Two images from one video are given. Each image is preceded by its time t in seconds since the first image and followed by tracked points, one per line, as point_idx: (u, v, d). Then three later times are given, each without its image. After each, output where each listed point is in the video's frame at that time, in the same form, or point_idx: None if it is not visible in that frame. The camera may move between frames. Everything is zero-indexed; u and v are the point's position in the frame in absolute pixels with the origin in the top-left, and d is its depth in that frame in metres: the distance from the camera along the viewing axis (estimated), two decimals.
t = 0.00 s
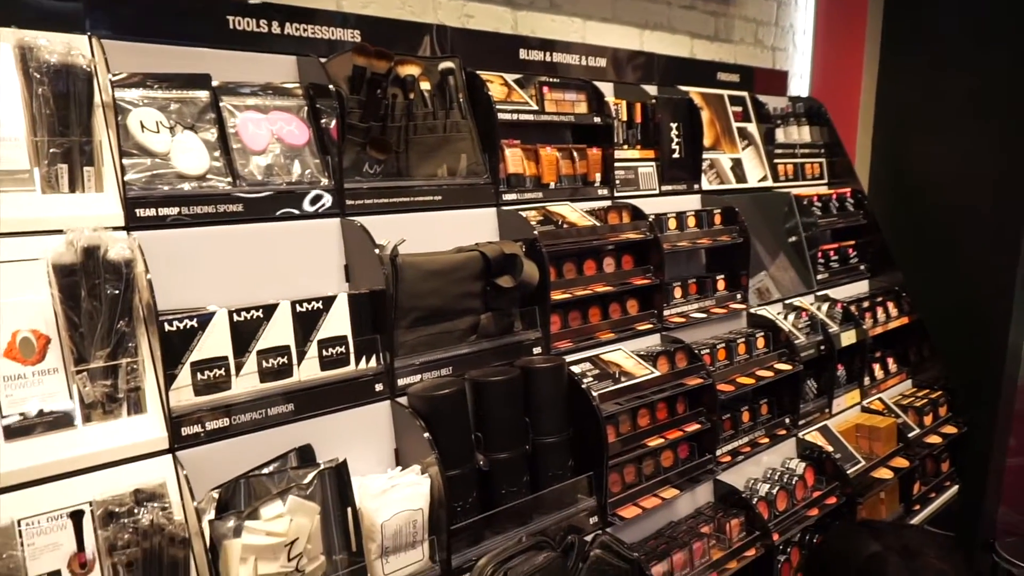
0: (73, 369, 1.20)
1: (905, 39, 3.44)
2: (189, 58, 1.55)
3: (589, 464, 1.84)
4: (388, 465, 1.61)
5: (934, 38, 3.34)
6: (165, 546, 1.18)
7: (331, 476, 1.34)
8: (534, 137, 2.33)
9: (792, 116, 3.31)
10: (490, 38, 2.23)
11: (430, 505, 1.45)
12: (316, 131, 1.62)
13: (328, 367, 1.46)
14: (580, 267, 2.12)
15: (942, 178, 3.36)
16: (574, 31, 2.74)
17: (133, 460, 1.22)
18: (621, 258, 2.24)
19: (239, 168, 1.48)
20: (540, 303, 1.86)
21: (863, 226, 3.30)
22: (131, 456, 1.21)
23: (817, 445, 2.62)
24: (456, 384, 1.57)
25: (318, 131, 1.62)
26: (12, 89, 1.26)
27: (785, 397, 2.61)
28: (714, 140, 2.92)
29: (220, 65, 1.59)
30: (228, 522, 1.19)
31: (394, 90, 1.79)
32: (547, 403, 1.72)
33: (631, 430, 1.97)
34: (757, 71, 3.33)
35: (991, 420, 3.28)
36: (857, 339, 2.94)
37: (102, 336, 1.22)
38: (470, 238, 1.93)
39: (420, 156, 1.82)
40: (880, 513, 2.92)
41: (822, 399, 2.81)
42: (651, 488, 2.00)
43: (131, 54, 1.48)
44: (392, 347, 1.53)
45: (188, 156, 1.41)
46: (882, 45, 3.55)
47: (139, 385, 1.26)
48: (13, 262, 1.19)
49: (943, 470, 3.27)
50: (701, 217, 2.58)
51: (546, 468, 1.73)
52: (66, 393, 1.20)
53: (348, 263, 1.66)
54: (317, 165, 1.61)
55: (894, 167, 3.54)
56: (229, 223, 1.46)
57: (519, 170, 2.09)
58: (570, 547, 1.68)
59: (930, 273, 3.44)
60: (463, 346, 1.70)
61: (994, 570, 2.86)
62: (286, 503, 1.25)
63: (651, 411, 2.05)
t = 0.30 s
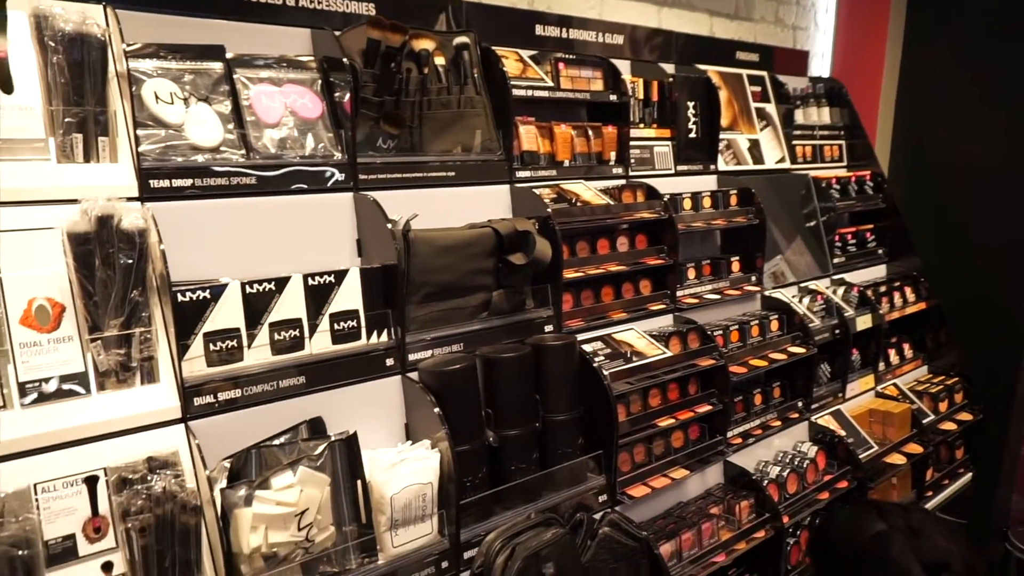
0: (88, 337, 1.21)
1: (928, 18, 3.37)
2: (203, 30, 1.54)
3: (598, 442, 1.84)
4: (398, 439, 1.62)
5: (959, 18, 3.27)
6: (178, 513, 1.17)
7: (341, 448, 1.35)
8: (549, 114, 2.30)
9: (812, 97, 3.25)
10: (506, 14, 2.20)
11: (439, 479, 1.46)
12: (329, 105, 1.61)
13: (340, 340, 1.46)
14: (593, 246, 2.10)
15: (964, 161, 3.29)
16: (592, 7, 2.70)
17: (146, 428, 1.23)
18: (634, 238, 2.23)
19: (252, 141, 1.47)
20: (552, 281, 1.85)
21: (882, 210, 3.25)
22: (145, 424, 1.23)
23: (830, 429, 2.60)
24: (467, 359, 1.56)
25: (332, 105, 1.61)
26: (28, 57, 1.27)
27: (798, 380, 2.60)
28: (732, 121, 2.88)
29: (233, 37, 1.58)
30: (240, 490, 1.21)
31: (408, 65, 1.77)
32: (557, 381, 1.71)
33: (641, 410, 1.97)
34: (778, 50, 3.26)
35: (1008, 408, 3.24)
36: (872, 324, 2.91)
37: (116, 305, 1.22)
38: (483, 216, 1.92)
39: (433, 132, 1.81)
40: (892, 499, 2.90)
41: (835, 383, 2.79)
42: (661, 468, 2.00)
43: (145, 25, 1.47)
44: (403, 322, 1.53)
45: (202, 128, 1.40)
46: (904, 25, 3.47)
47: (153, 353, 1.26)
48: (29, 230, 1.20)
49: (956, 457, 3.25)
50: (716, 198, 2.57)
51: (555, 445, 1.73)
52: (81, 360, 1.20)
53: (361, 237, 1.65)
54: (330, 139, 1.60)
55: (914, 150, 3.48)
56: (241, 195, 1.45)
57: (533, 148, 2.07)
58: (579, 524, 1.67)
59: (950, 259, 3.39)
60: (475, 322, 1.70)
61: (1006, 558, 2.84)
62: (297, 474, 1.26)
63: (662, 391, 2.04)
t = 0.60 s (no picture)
0: (116, 318, 1.22)
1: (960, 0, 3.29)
2: (228, 12, 1.54)
3: (619, 428, 1.84)
4: (419, 423, 1.63)
5: (993, 1, 3.18)
6: (204, 491, 1.19)
7: (364, 430, 1.35)
8: (571, 99, 2.28)
9: (838, 82, 3.18)
10: None
11: (460, 462, 1.46)
12: (352, 89, 1.61)
13: (362, 324, 1.47)
14: (616, 232, 2.09)
15: (994, 147, 3.22)
16: None
17: (172, 408, 1.25)
18: (657, 224, 2.21)
19: (277, 125, 1.48)
20: (574, 267, 1.84)
21: (909, 198, 3.19)
22: (171, 404, 1.24)
23: (853, 419, 2.57)
24: (488, 344, 1.56)
25: (355, 89, 1.61)
26: (55, 39, 1.28)
27: (820, 368, 2.56)
28: (756, 106, 2.84)
29: (257, 20, 1.57)
30: (264, 470, 1.22)
31: (430, 48, 1.76)
32: (578, 366, 1.71)
33: (662, 397, 1.96)
34: (804, 35, 3.17)
35: None
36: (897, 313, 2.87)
37: (143, 285, 1.24)
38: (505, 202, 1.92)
39: (455, 116, 1.80)
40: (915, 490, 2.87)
41: (859, 372, 2.76)
42: (682, 455, 1.99)
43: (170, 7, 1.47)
44: (425, 306, 1.53)
45: (226, 111, 1.41)
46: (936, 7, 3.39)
47: (179, 334, 1.28)
48: (59, 212, 1.21)
49: (981, 449, 3.20)
50: (740, 183, 2.53)
51: (576, 431, 1.73)
52: (108, 340, 1.22)
53: (382, 220, 1.65)
54: (353, 122, 1.60)
55: (943, 135, 3.40)
56: (265, 178, 1.46)
57: (555, 133, 2.06)
58: (598, 510, 1.68)
59: (979, 248, 3.32)
60: (496, 307, 1.70)
61: None
62: (320, 455, 1.28)
63: (683, 378, 2.03)
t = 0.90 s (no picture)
0: (150, 296, 1.23)
1: None
2: None
3: (650, 414, 1.81)
4: (449, 405, 1.62)
5: None
6: (237, 468, 1.18)
7: (394, 411, 1.36)
8: (604, 80, 2.24)
9: (878, 64, 3.08)
10: None
11: (490, 445, 1.45)
12: (383, 69, 1.60)
13: (393, 305, 1.46)
14: (648, 214, 2.06)
15: None
16: None
17: (205, 386, 1.25)
18: (690, 207, 2.16)
19: (308, 106, 1.48)
20: (605, 250, 1.82)
21: (951, 183, 3.09)
22: (204, 381, 1.24)
23: (889, 409, 2.51)
24: (518, 327, 1.55)
25: (385, 69, 1.59)
26: (90, 18, 1.27)
27: (857, 357, 2.51)
28: (792, 88, 2.76)
29: None
30: (295, 449, 1.23)
31: (462, 28, 1.72)
32: (609, 350, 1.69)
33: (693, 383, 1.93)
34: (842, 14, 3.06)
35: None
36: (936, 302, 2.80)
37: (177, 264, 1.24)
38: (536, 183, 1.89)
39: (487, 97, 1.78)
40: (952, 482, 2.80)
41: (895, 361, 2.70)
42: (712, 442, 1.96)
43: None
44: (456, 287, 1.52)
45: (258, 90, 1.40)
46: None
47: (212, 313, 1.28)
48: (95, 190, 1.22)
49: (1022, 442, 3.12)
50: (775, 167, 2.46)
51: (606, 415, 1.71)
52: (143, 318, 1.23)
53: (413, 201, 1.65)
54: (384, 103, 1.59)
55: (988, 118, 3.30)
56: (296, 158, 1.45)
57: (587, 114, 2.02)
58: (628, 496, 1.67)
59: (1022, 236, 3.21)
60: (527, 290, 1.68)
61: None
62: (351, 434, 1.27)
63: (715, 363, 2.00)
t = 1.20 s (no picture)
0: (183, 273, 1.22)
1: None
2: None
3: (684, 405, 1.77)
4: (479, 391, 1.60)
5: None
6: (265, 449, 1.17)
7: (425, 394, 1.33)
8: (644, 62, 2.18)
9: (930, 48, 2.95)
10: None
11: (520, 432, 1.43)
12: (419, 47, 1.56)
13: (425, 287, 1.44)
14: (686, 200, 2.00)
15: None
16: None
17: (236, 364, 1.24)
18: (730, 194, 2.10)
19: (343, 83, 1.45)
20: (642, 236, 1.77)
21: (1004, 175, 2.96)
22: (235, 360, 1.24)
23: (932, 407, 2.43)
24: (552, 312, 1.52)
25: (422, 47, 1.56)
26: None
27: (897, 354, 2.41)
28: (840, 72, 2.64)
29: None
30: (325, 430, 1.20)
31: (500, 5, 1.67)
32: (643, 339, 1.65)
33: (729, 374, 1.88)
34: None
35: None
36: (984, 298, 2.69)
37: (210, 242, 1.23)
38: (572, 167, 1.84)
39: (524, 77, 1.73)
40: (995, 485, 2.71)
41: (939, 358, 2.60)
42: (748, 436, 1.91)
43: None
44: (489, 271, 1.49)
45: (292, 67, 1.38)
46: None
47: (244, 292, 1.27)
48: (130, 166, 1.21)
49: None
50: (818, 154, 2.38)
51: (640, 405, 1.67)
52: (176, 295, 1.22)
53: (447, 183, 1.62)
54: (420, 82, 1.56)
55: None
56: (330, 136, 1.43)
57: (626, 96, 1.96)
58: (660, 488, 1.63)
59: None
60: (561, 276, 1.65)
61: None
62: (381, 418, 1.26)
63: (752, 355, 1.94)
